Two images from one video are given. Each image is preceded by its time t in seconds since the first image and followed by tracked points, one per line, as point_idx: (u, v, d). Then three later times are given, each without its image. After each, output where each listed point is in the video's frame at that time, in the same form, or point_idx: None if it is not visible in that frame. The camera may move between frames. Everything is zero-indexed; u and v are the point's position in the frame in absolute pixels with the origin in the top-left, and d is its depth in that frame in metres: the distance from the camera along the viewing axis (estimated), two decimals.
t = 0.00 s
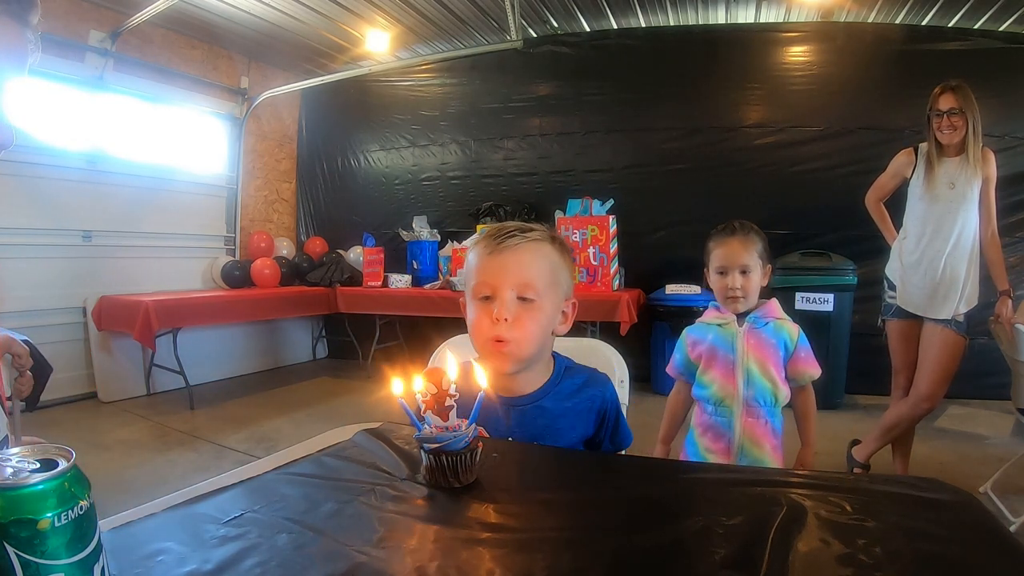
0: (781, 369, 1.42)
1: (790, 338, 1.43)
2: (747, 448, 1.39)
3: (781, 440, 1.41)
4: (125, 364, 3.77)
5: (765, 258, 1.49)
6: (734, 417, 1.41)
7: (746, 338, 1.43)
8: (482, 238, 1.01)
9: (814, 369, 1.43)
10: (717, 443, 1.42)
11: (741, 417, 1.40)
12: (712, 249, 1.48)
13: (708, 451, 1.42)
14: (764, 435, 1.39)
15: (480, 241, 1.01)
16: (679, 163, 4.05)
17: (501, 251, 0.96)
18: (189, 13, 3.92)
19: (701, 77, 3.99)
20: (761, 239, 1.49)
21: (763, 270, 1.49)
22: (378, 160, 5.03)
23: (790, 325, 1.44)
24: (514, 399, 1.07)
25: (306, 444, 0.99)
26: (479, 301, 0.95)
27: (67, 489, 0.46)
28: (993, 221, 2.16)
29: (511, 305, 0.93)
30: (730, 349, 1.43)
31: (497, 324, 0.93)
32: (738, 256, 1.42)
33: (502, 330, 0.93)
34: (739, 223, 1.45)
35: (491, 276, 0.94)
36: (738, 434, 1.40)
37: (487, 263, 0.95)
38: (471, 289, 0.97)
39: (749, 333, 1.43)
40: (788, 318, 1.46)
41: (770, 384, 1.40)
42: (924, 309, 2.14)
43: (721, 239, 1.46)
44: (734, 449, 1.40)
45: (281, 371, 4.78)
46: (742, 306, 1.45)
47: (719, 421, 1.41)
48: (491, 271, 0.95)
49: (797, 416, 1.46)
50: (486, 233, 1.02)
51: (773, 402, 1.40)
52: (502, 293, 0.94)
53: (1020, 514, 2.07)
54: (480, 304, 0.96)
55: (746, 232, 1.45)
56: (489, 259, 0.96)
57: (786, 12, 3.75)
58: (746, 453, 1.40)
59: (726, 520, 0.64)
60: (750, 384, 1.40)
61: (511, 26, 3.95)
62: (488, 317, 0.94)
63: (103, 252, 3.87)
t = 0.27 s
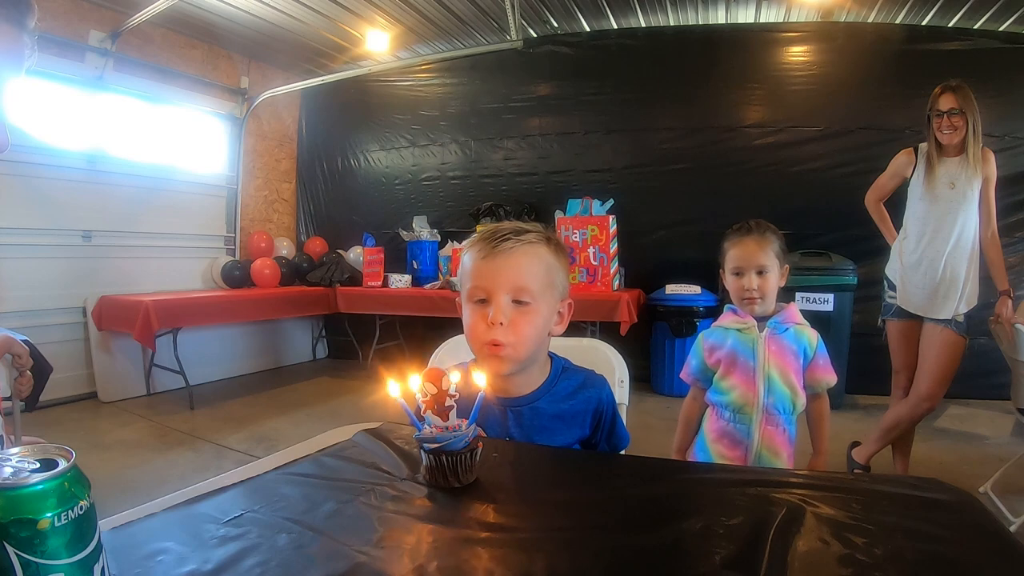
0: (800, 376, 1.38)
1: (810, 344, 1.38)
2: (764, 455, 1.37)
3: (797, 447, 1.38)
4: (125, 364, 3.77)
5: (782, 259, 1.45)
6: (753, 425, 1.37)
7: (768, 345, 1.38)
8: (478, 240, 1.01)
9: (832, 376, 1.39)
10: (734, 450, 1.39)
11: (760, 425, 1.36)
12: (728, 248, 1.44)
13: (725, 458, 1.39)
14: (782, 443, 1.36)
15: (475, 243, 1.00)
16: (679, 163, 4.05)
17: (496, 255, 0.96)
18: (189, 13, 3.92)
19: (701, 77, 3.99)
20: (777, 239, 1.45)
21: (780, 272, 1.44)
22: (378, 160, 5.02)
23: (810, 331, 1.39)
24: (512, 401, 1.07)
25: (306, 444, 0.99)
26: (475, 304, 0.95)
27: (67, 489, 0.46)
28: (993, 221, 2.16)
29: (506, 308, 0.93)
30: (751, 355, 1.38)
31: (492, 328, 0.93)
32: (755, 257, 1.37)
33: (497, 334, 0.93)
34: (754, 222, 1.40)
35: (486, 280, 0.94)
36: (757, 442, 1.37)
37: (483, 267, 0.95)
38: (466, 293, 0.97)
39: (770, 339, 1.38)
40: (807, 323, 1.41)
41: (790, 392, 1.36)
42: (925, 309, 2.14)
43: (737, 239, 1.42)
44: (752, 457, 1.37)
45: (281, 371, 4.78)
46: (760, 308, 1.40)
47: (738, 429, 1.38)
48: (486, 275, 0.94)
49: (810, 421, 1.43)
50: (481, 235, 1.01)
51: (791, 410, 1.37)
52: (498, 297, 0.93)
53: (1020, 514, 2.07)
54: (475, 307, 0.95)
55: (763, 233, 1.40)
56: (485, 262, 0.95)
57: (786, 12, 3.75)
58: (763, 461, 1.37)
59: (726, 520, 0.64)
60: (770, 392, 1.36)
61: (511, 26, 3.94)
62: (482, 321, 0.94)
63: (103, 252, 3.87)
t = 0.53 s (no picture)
0: (804, 386, 1.36)
1: (815, 354, 1.36)
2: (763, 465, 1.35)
3: (799, 459, 1.35)
4: (125, 364, 3.77)
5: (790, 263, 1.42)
6: (752, 433, 1.36)
7: (770, 350, 1.37)
8: (478, 238, 1.00)
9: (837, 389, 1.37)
10: (732, 458, 1.37)
11: (759, 433, 1.35)
12: (735, 250, 1.42)
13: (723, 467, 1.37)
14: (782, 453, 1.34)
15: (476, 240, 0.99)
16: (679, 163, 4.05)
17: (498, 251, 0.95)
18: (189, 13, 3.93)
19: (701, 77, 3.99)
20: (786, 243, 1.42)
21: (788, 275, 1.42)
22: (378, 160, 5.03)
23: (818, 341, 1.37)
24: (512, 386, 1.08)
25: (307, 445, 0.99)
26: (479, 302, 0.95)
27: (67, 489, 0.46)
28: (993, 220, 2.16)
29: (510, 305, 0.93)
30: (753, 360, 1.37)
31: (498, 325, 0.93)
32: (761, 260, 1.35)
33: (502, 330, 0.93)
34: (763, 222, 1.38)
35: (491, 278, 0.94)
36: (756, 451, 1.35)
37: (486, 265, 0.95)
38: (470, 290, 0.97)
39: (774, 344, 1.37)
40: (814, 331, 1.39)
41: (793, 402, 1.33)
42: (925, 309, 2.14)
43: (744, 239, 1.40)
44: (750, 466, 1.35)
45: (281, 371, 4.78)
46: (765, 312, 1.38)
47: (736, 436, 1.36)
48: (491, 272, 0.94)
49: (811, 432, 1.42)
50: (481, 234, 1.00)
51: (794, 421, 1.34)
52: (503, 294, 0.94)
53: (1020, 514, 2.07)
54: (479, 304, 0.95)
55: (772, 235, 1.38)
56: (489, 260, 0.95)
57: (786, 12, 3.76)
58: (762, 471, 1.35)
59: (725, 520, 0.64)
60: (771, 398, 1.34)
61: (511, 26, 3.94)
62: (488, 318, 0.94)
63: (103, 252, 3.87)
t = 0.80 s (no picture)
0: (805, 391, 1.32)
1: (818, 356, 1.32)
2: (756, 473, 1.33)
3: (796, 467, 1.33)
4: (125, 364, 3.77)
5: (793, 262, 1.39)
6: (745, 439, 1.35)
7: (765, 353, 1.35)
8: (480, 235, 1.00)
9: (844, 392, 1.30)
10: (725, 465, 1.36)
11: (752, 439, 1.34)
12: (736, 246, 1.41)
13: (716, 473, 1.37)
14: (776, 461, 1.32)
15: (477, 238, 0.99)
16: (679, 163, 4.05)
17: (497, 247, 0.96)
18: (189, 13, 3.93)
19: (700, 77, 3.99)
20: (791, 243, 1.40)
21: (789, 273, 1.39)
22: (378, 160, 5.03)
23: (823, 343, 1.32)
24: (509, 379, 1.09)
25: (306, 445, 0.99)
26: (481, 299, 0.95)
27: (67, 489, 0.46)
28: (993, 221, 2.16)
29: (512, 301, 0.94)
30: (747, 363, 1.37)
31: (501, 322, 0.93)
32: (756, 255, 1.34)
33: (505, 327, 0.93)
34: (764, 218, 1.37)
35: (494, 275, 0.94)
36: (748, 458, 1.34)
37: (489, 262, 0.94)
38: (471, 288, 0.96)
39: (769, 346, 1.35)
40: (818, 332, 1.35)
41: (788, 407, 1.31)
42: (924, 309, 2.14)
43: (745, 235, 1.39)
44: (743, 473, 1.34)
45: (281, 371, 4.78)
46: (765, 309, 1.36)
47: (729, 442, 1.36)
48: (493, 269, 0.94)
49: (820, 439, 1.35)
50: (482, 232, 1.00)
51: (790, 428, 1.32)
52: (505, 292, 0.93)
53: (1020, 514, 2.07)
54: (481, 302, 0.95)
55: (772, 232, 1.36)
56: (491, 258, 0.94)
57: (786, 12, 3.76)
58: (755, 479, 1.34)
59: (725, 521, 0.64)
60: (764, 403, 1.33)
61: (511, 26, 3.94)
62: (490, 315, 0.94)
63: (103, 252, 3.87)
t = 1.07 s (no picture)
0: (827, 411, 1.07)
1: (838, 370, 1.07)
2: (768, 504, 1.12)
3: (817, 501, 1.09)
4: (125, 364, 3.77)
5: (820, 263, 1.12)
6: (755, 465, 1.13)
7: (778, 366, 1.12)
8: (478, 238, 1.00)
9: (877, 414, 1.04)
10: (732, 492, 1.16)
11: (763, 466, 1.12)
12: (752, 244, 1.14)
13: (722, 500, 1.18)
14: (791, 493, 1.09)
15: (476, 240, 0.99)
16: (679, 163, 4.05)
17: (499, 250, 0.95)
18: (189, 13, 3.93)
19: (700, 77, 3.99)
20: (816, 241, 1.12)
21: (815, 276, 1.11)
22: (378, 160, 5.03)
23: (847, 354, 1.07)
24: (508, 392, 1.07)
25: (307, 445, 0.99)
26: (479, 302, 0.95)
27: (67, 489, 0.46)
28: (993, 221, 2.17)
29: (511, 304, 0.93)
30: (759, 376, 1.13)
31: (499, 325, 0.93)
32: (777, 258, 1.06)
33: (504, 330, 0.93)
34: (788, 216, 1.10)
35: (492, 277, 0.93)
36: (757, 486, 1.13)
37: (487, 264, 0.94)
38: (468, 290, 0.96)
39: (785, 357, 1.11)
40: (842, 342, 1.10)
41: (803, 428, 1.08)
42: (925, 310, 2.15)
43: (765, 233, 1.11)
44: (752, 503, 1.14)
45: (281, 371, 4.78)
46: (782, 324, 1.11)
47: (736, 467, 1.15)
48: (491, 271, 0.93)
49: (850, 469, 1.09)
50: (481, 234, 1.00)
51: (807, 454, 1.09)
52: (503, 293, 0.93)
53: (1020, 514, 2.07)
54: (479, 304, 0.95)
55: (795, 230, 1.09)
56: (489, 259, 0.94)
57: (786, 12, 3.76)
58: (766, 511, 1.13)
59: (725, 521, 0.64)
60: (777, 424, 1.11)
61: (511, 26, 3.94)
62: (489, 318, 0.93)
63: (103, 252, 3.86)
